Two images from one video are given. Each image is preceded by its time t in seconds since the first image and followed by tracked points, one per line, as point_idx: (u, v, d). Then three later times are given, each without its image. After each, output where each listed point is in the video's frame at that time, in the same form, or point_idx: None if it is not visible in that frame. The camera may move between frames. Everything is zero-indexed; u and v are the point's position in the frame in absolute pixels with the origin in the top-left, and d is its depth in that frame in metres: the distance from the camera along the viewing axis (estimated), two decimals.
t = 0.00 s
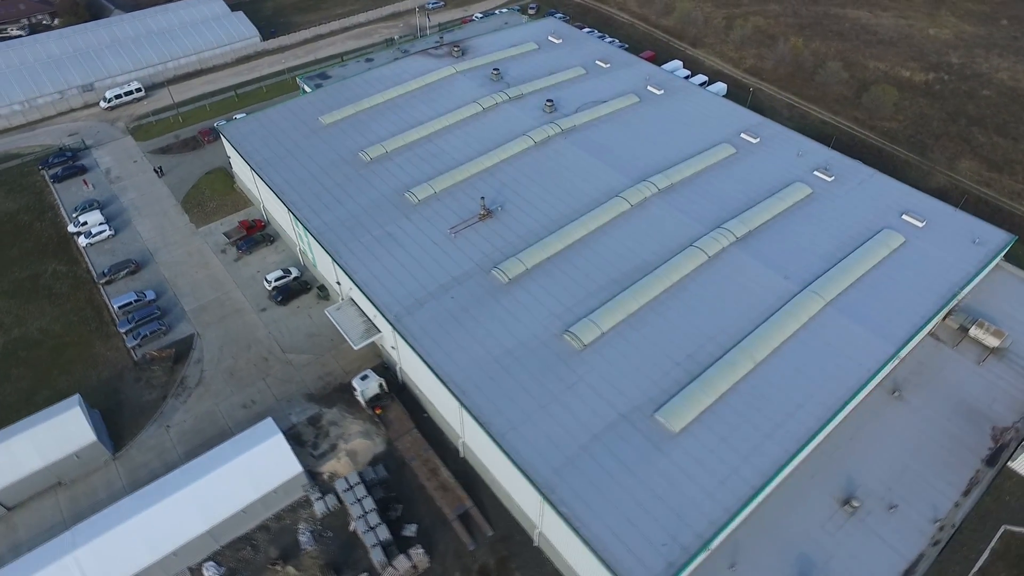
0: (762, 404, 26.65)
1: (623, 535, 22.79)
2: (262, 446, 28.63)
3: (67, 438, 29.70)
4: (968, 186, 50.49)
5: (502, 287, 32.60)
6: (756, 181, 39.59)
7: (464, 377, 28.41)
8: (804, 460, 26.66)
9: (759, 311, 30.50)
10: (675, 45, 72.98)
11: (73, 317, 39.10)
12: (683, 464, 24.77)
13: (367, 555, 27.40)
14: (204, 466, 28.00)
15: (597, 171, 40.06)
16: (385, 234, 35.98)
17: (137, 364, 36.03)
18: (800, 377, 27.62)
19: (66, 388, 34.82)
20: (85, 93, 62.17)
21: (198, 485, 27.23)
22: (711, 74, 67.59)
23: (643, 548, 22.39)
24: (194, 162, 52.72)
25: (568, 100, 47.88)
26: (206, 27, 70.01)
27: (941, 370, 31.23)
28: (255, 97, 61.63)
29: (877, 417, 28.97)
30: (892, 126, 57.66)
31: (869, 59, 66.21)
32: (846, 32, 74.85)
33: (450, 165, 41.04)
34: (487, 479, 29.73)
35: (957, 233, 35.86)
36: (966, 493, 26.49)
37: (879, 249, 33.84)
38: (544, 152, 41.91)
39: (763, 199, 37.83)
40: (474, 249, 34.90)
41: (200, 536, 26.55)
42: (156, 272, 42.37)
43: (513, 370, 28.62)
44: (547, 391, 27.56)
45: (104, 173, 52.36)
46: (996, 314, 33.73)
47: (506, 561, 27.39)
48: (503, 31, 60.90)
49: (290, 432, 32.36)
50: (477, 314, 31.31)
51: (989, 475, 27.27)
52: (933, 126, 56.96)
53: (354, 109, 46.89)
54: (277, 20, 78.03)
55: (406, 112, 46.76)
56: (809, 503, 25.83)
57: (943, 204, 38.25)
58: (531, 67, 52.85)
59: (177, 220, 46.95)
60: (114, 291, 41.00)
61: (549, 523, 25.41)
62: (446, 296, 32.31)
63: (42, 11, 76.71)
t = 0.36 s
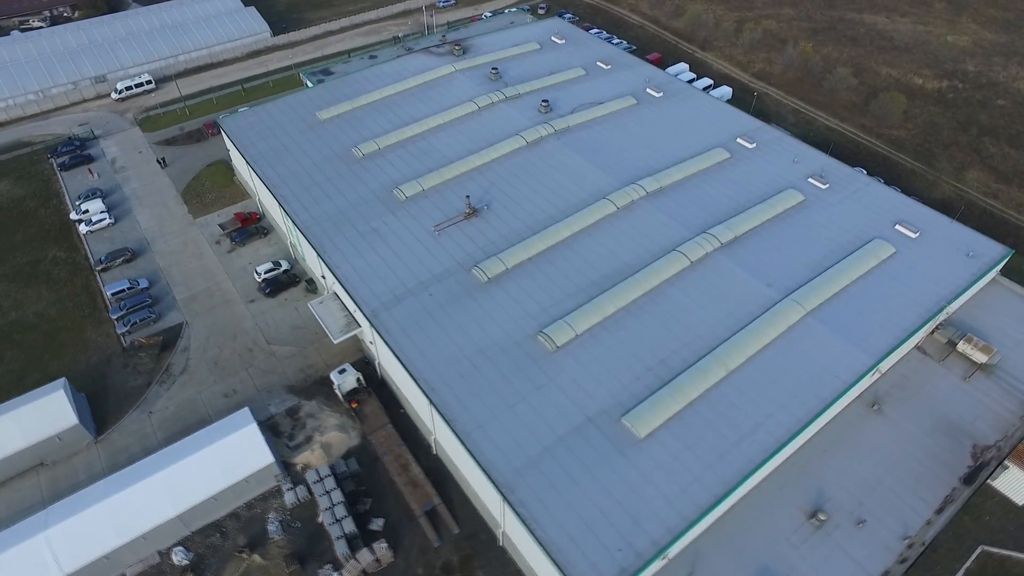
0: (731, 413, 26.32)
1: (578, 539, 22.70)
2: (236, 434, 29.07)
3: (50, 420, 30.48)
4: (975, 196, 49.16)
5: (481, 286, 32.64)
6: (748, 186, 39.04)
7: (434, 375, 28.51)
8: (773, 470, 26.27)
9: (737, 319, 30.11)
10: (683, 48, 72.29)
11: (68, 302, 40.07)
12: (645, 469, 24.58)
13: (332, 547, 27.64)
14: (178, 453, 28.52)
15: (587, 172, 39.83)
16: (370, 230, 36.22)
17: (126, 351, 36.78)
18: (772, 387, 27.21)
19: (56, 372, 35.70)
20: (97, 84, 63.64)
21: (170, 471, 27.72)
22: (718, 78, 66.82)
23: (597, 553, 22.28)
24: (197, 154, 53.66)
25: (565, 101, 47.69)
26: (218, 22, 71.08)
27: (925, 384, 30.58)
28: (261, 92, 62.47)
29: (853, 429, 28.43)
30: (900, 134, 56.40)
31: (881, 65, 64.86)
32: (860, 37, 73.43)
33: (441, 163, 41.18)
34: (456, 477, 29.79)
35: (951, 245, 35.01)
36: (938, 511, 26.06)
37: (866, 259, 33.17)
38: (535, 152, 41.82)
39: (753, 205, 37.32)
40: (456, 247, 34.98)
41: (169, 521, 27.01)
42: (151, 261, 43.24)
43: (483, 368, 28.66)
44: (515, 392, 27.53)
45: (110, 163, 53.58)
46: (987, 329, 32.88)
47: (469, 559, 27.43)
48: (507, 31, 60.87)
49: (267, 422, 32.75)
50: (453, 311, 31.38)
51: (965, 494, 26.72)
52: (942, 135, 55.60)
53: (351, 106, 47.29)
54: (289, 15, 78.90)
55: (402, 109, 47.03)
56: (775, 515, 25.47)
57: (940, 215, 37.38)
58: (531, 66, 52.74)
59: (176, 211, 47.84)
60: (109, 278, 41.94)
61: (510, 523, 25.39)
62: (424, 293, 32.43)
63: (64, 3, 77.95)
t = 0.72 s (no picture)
0: (699, 421, 25.99)
1: (531, 541, 22.64)
2: (210, 422, 29.54)
3: (36, 401, 31.36)
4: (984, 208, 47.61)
5: (460, 284, 32.68)
6: (740, 192, 38.46)
7: (406, 370, 28.63)
8: (740, 481, 25.86)
9: (715, 326, 29.71)
10: (693, 50, 71.43)
11: (65, 286, 41.13)
12: (606, 474, 24.41)
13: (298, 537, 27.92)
14: (154, 438, 29.08)
15: (577, 173, 39.60)
16: (356, 226, 36.52)
17: (116, 336, 37.62)
18: (743, 396, 26.80)
19: (48, 354, 36.67)
20: (111, 75, 65.19)
21: (144, 455, 28.28)
22: (726, 81, 65.92)
23: (549, 556, 22.19)
24: (202, 146, 54.64)
25: (563, 101, 47.45)
26: (232, 15, 72.17)
27: (907, 400, 29.82)
28: (269, 86, 63.29)
29: (828, 443, 27.85)
30: (910, 143, 54.94)
31: (896, 72, 63.30)
32: (877, 43, 71.80)
33: (432, 161, 41.30)
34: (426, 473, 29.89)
35: (945, 259, 34.11)
36: (909, 530, 25.37)
37: (854, 269, 32.46)
38: (527, 152, 41.69)
39: (743, 211, 36.73)
40: (439, 244, 35.04)
41: (140, 504, 27.53)
42: (148, 249, 44.16)
43: (455, 366, 28.68)
44: (484, 391, 27.54)
45: (117, 152, 54.84)
46: (978, 346, 31.93)
47: (432, 556, 27.49)
48: (513, 30, 60.79)
49: (247, 412, 33.26)
50: (430, 308, 31.45)
51: (939, 513, 25.97)
52: (954, 145, 54.05)
53: (350, 101, 47.69)
54: (303, 11, 79.81)
55: (399, 106, 47.28)
56: (740, 526, 25.05)
57: (937, 227, 36.41)
58: (533, 66, 52.54)
59: (176, 200, 48.80)
60: (107, 264, 42.94)
61: (470, 522, 25.38)
62: (403, 290, 32.58)
63: None
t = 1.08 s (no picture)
0: (667, 428, 25.72)
1: (487, 540, 22.65)
2: (190, 407, 30.15)
3: (27, 379, 32.37)
4: (995, 222, 46.07)
5: (442, 281, 32.77)
6: (733, 198, 37.85)
7: (379, 365, 28.83)
8: (707, 490, 25.51)
9: (693, 333, 29.31)
10: (707, 53, 70.44)
11: (67, 270, 42.34)
12: (568, 477, 24.29)
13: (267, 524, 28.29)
14: (134, 420, 29.81)
15: (569, 175, 39.43)
16: (345, 220, 36.88)
17: (111, 319, 38.59)
18: (715, 405, 26.43)
19: (45, 334, 37.78)
20: (129, 65, 66.84)
21: (123, 437, 28.98)
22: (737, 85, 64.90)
23: (503, 556, 22.17)
24: (210, 137, 55.70)
25: (563, 101, 47.21)
26: (248, 8, 73.26)
27: (889, 417, 29.12)
28: (280, 79, 64.17)
29: (802, 456, 27.35)
30: (922, 153, 53.46)
31: (913, 80, 61.67)
32: (897, 50, 70.03)
33: (427, 158, 41.48)
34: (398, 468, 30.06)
35: (941, 274, 33.14)
36: (879, 549, 24.80)
37: (843, 281, 31.72)
38: (522, 151, 41.60)
39: (734, 217, 36.18)
40: (425, 241, 35.16)
41: (116, 485, 28.23)
42: (150, 236, 45.21)
43: (428, 362, 28.78)
44: (454, 388, 27.58)
45: (129, 140, 56.22)
46: (969, 364, 31.00)
47: (398, 550, 27.63)
48: (522, 28, 60.66)
49: (230, 399, 33.86)
50: (410, 304, 31.59)
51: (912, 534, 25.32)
52: (969, 156, 52.42)
53: (352, 97, 48.16)
54: (319, 5, 80.67)
55: (400, 102, 47.58)
56: (703, 536, 24.73)
57: (936, 240, 35.37)
58: (537, 65, 52.32)
59: (181, 189, 49.84)
60: (109, 250, 44.07)
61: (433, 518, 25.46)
62: (385, 284, 32.79)
63: None
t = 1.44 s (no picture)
0: (632, 435, 25.52)
1: (441, 539, 22.71)
2: (169, 394, 30.74)
3: (17, 362, 33.30)
4: (1001, 236, 44.71)
5: (422, 279, 32.87)
6: (723, 204, 37.31)
7: (352, 360, 29.04)
8: (671, 499, 25.29)
9: (667, 339, 29.01)
10: (716, 56, 69.53)
11: (67, 256, 43.44)
12: (528, 480, 24.24)
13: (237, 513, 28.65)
14: (115, 406, 30.49)
15: (559, 176, 39.25)
16: (332, 215, 37.22)
17: (104, 306, 39.48)
18: (683, 414, 26.16)
19: (40, 318, 38.78)
20: (143, 57, 68.24)
21: (102, 421, 29.63)
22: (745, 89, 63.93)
23: (455, 555, 22.23)
24: (214, 130, 56.62)
25: (560, 101, 46.98)
26: (261, 3, 74.17)
27: (867, 432, 28.49)
28: (287, 74, 64.93)
29: (772, 469, 26.97)
30: (929, 163, 52.14)
31: (926, 89, 60.20)
32: (912, 57, 68.40)
33: (418, 155, 41.60)
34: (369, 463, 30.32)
35: (931, 288, 32.29)
36: (843, 567, 24.30)
37: (827, 292, 31.09)
38: (513, 152, 41.50)
39: (722, 224, 35.70)
40: (409, 239, 35.29)
41: (93, 468, 28.88)
42: (149, 225, 46.14)
43: (400, 360, 28.89)
44: (423, 386, 27.69)
45: (137, 131, 57.42)
46: (955, 382, 30.21)
47: (363, 544, 27.88)
48: (527, 28, 60.51)
49: (212, 388, 34.44)
50: (388, 301, 31.74)
51: (879, 553, 24.76)
52: (980, 167, 50.98)
53: (351, 93, 48.53)
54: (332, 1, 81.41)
55: (398, 99, 47.79)
56: (663, 545, 24.51)
57: (930, 253, 34.45)
58: (538, 65, 52.14)
59: (182, 180, 50.76)
60: (109, 238, 45.09)
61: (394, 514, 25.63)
62: (366, 281, 32.99)
63: None
